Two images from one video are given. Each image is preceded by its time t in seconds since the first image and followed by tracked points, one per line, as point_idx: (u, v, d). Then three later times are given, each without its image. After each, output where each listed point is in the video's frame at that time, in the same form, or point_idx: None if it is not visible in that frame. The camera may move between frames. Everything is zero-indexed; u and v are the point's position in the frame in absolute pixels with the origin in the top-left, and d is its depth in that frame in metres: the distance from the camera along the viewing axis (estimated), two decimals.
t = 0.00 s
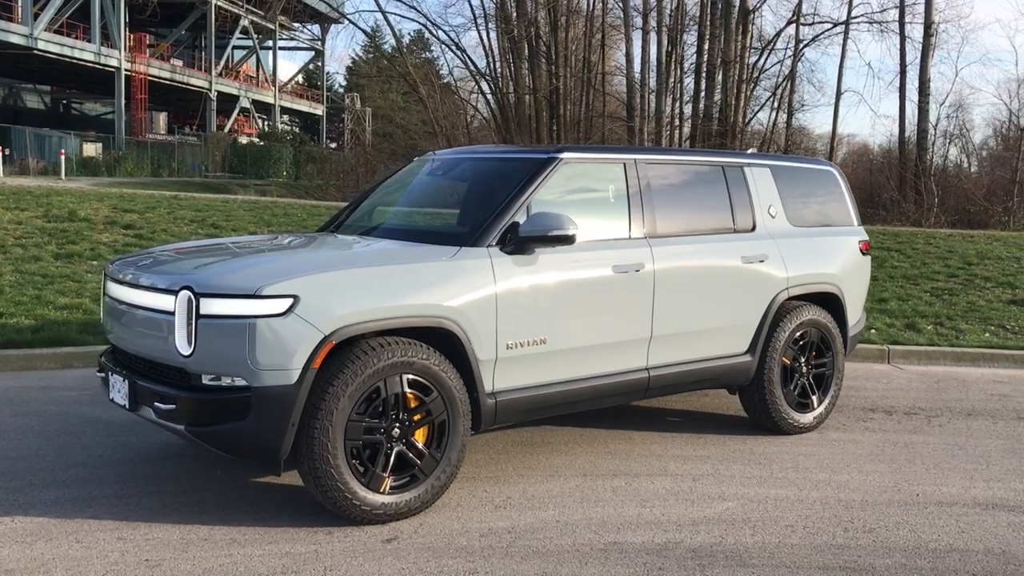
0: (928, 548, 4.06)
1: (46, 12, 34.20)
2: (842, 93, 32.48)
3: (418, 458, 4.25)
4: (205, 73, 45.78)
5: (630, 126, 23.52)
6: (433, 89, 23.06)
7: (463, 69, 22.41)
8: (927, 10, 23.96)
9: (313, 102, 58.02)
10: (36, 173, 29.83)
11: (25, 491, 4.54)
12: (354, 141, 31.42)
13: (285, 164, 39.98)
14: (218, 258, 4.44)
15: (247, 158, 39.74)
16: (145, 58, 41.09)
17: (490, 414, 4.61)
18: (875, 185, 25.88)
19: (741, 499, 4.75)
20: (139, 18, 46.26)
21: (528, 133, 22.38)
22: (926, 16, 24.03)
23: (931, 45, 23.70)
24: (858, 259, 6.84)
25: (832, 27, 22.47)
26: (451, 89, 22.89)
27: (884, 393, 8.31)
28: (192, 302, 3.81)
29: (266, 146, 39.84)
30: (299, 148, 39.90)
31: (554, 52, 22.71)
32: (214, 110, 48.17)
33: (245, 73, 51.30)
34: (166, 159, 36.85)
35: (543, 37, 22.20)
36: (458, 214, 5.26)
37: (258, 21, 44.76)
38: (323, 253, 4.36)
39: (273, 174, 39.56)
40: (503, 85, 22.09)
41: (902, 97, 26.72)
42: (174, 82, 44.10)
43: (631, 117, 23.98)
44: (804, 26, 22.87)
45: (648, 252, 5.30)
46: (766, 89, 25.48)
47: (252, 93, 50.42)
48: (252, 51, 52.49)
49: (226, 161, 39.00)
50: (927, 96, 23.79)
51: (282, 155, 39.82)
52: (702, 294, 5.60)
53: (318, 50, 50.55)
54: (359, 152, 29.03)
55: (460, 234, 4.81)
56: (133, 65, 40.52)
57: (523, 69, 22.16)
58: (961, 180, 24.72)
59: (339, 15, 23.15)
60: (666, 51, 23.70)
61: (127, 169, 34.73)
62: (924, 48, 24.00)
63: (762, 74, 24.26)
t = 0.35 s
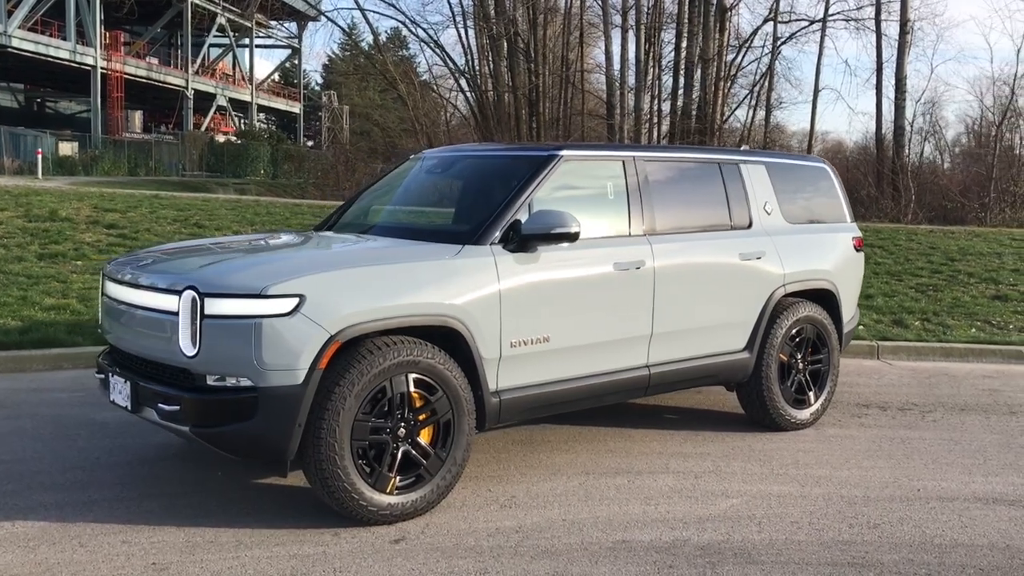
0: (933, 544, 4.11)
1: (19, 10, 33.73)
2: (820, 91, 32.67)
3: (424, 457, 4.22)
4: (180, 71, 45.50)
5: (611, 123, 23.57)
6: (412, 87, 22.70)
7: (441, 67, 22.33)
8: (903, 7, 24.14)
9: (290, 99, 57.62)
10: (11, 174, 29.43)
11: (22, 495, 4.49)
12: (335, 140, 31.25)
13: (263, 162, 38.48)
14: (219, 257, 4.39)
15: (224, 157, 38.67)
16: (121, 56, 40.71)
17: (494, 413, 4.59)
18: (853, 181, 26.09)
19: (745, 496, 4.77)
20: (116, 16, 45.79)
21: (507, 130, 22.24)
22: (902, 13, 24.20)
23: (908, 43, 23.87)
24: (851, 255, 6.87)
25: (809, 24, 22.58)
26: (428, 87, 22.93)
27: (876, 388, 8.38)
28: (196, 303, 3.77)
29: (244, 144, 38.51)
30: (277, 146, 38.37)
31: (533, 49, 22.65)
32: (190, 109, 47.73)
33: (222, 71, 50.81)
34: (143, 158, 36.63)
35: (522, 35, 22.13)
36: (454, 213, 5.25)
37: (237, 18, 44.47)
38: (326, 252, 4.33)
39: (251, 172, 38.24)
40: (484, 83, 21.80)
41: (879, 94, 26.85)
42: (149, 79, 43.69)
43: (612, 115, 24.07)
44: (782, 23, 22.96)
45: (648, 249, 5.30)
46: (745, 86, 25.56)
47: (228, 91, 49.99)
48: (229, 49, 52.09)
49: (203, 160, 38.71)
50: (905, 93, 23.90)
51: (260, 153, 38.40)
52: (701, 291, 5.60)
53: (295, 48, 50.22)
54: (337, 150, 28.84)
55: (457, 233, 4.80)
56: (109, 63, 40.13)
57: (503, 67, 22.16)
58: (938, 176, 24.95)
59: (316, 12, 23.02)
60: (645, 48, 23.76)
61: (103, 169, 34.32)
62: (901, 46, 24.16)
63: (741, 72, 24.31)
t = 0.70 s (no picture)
0: (934, 534, 4.17)
1: None
2: (792, 86, 32.91)
3: (428, 455, 4.22)
4: (151, 69, 45.08)
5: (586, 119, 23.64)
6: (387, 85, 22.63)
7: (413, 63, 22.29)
8: (876, 3, 24.36)
9: (262, 97, 57.24)
10: None
11: (20, 498, 4.45)
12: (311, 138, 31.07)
13: (235, 160, 38.53)
14: (220, 256, 4.38)
15: (195, 155, 38.58)
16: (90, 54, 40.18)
17: (497, 410, 4.60)
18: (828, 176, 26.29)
19: (745, 489, 4.79)
20: (87, 13, 45.18)
21: (483, 127, 22.20)
22: (875, 9, 24.41)
23: (881, 38, 24.12)
24: (843, 249, 6.93)
25: (783, 20, 22.71)
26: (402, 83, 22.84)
27: (864, 381, 8.46)
28: (202, 303, 3.76)
29: (215, 142, 38.42)
30: (248, 144, 38.65)
31: (509, 45, 22.61)
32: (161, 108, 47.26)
33: (193, 68, 50.33)
34: (114, 157, 36.31)
35: (497, 31, 22.09)
36: (451, 211, 5.28)
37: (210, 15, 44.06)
38: (329, 250, 4.32)
39: (222, 170, 38.26)
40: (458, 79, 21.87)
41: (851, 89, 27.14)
42: (118, 77, 43.22)
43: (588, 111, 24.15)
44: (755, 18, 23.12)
45: (646, 245, 5.33)
46: (719, 82, 25.67)
47: (200, 89, 49.50)
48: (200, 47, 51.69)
49: (174, 159, 38.28)
50: (877, 88, 24.12)
51: (231, 151, 38.37)
52: (698, 286, 5.63)
53: (266, 45, 49.95)
54: (309, 147, 28.74)
55: (455, 231, 4.83)
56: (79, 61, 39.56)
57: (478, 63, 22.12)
58: (910, 170, 25.21)
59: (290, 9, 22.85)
60: (620, 44, 23.80)
61: (74, 168, 33.86)
62: (873, 41, 24.37)
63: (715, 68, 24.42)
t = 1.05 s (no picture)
0: (935, 524, 4.20)
1: None
2: (768, 81, 33.10)
3: (431, 452, 4.20)
4: (122, 65, 44.59)
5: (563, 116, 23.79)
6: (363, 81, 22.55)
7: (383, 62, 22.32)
8: None
9: (233, 93, 56.78)
10: None
11: (14, 500, 4.38)
12: (287, 134, 30.86)
13: (207, 157, 38.44)
14: (219, 254, 4.34)
15: (168, 152, 38.12)
16: (60, 50, 39.65)
17: (498, 405, 4.59)
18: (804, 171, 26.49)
19: (744, 482, 4.81)
20: (57, 9, 44.52)
21: (460, 123, 22.17)
22: (848, 5, 24.61)
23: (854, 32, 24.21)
24: (833, 243, 6.98)
25: (756, 16, 22.84)
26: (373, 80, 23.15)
27: (852, 373, 8.53)
28: (203, 301, 3.73)
29: (187, 139, 38.14)
30: (221, 141, 38.74)
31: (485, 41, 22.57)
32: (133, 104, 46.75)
33: (164, 65, 49.91)
34: (84, 154, 35.52)
35: (474, 26, 22.05)
36: (446, 206, 5.28)
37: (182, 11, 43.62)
38: (329, 247, 4.29)
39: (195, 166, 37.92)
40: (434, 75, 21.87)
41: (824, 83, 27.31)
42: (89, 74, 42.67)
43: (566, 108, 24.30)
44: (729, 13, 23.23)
45: (644, 239, 5.33)
46: (695, 77, 25.78)
47: (172, 86, 49.15)
48: (173, 43, 51.22)
49: (146, 156, 37.86)
50: (851, 83, 24.29)
51: (205, 148, 38.21)
52: (694, 280, 5.65)
53: (238, 41, 49.63)
54: (280, 143, 28.48)
55: (453, 228, 4.83)
56: (48, 57, 39.01)
57: (455, 59, 22.07)
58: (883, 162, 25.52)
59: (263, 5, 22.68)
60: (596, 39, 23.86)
61: (43, 166, 33.17)
62: (847, 36, 24.52)
63: (690, 63, 24.53)
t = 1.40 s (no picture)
0: (936, 517, 4.22)
1: None
2: (750, 77, 33.21)
3: (435, 450, 4.18)
4: (100, 62, 44.24)
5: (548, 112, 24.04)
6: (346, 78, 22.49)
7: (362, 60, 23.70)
8: None
9: (213, 90, 56.38)
10: None
11: (10, 502, 4.33)
12: (270, 131, 30.71)
13: (187, 155, 38.52)
14: (218, 252, 4.29)
15: (147, 149, 37.87)
16: (37, 46, 39.25)
17: (500, 403, 4.58)
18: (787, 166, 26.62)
19: (746, 477, 4.82)
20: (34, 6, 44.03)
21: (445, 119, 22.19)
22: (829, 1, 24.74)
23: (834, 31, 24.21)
24: (828, 238, 7.00)
25: (738, 12, 22.94)
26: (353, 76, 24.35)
27: (845, 367, 8.57)
28: (205, 300, 3.69)
29: (167, 137, 38.08)
30: (200, 138, 38.95)
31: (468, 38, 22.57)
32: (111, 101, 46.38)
33: (142, 61, 49.58)
34: (63, 152, 34.59)
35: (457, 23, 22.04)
36: (442, 203, 5.26)
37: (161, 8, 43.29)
38: (330, 245, 4.26)
39: (175, 164, 38.05)
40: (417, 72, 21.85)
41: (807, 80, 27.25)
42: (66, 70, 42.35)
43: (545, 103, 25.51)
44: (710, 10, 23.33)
45: (642, 236, 5.33)
46: (677, 74, 25.87)
47: (151, 83, 48.92)
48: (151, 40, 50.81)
49: (126, 154, 37.52)
50: (833, 80, 24.36)
51: (184, 146, 38.27)
52: (692, 276, 5.65)
53: (217, 38, 49.36)
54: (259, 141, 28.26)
55: (453, 225, 4.81)
56: (25, 54, 38.59)
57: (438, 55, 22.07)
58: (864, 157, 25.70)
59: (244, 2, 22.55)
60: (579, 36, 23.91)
61: (23, 163, 32.00)
62: (828, 32, 24.61)
63: (672, 60, 24.62)
